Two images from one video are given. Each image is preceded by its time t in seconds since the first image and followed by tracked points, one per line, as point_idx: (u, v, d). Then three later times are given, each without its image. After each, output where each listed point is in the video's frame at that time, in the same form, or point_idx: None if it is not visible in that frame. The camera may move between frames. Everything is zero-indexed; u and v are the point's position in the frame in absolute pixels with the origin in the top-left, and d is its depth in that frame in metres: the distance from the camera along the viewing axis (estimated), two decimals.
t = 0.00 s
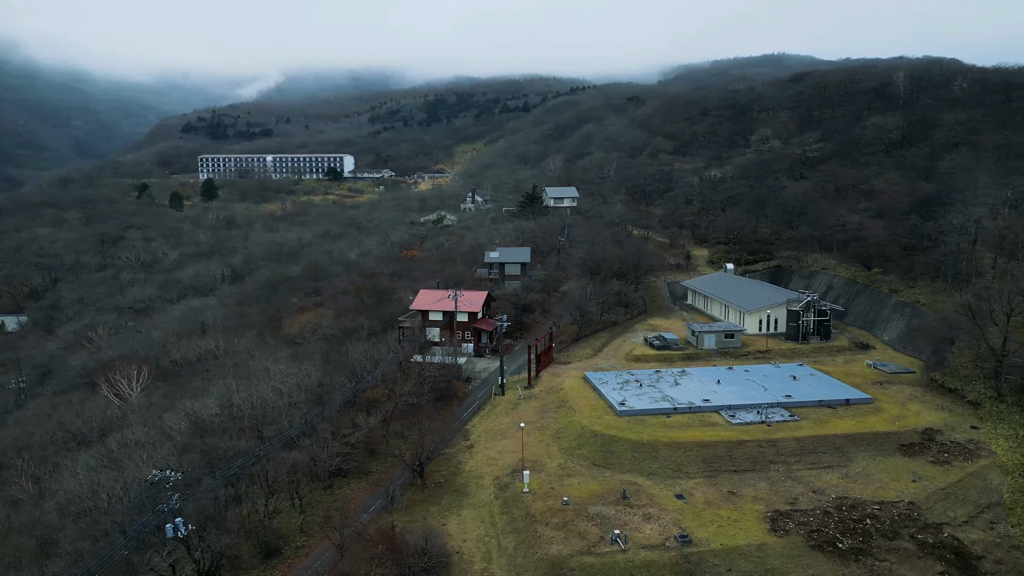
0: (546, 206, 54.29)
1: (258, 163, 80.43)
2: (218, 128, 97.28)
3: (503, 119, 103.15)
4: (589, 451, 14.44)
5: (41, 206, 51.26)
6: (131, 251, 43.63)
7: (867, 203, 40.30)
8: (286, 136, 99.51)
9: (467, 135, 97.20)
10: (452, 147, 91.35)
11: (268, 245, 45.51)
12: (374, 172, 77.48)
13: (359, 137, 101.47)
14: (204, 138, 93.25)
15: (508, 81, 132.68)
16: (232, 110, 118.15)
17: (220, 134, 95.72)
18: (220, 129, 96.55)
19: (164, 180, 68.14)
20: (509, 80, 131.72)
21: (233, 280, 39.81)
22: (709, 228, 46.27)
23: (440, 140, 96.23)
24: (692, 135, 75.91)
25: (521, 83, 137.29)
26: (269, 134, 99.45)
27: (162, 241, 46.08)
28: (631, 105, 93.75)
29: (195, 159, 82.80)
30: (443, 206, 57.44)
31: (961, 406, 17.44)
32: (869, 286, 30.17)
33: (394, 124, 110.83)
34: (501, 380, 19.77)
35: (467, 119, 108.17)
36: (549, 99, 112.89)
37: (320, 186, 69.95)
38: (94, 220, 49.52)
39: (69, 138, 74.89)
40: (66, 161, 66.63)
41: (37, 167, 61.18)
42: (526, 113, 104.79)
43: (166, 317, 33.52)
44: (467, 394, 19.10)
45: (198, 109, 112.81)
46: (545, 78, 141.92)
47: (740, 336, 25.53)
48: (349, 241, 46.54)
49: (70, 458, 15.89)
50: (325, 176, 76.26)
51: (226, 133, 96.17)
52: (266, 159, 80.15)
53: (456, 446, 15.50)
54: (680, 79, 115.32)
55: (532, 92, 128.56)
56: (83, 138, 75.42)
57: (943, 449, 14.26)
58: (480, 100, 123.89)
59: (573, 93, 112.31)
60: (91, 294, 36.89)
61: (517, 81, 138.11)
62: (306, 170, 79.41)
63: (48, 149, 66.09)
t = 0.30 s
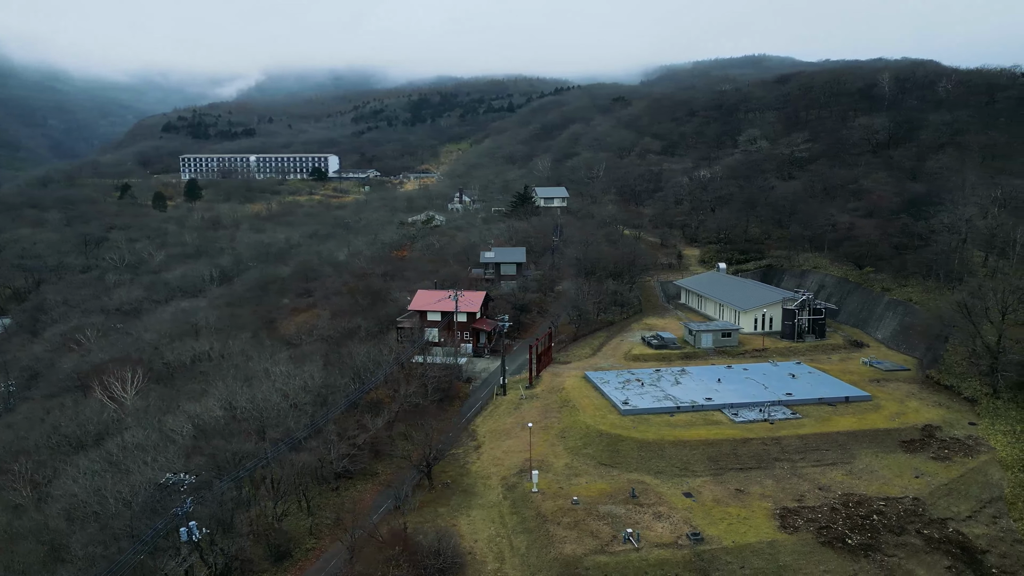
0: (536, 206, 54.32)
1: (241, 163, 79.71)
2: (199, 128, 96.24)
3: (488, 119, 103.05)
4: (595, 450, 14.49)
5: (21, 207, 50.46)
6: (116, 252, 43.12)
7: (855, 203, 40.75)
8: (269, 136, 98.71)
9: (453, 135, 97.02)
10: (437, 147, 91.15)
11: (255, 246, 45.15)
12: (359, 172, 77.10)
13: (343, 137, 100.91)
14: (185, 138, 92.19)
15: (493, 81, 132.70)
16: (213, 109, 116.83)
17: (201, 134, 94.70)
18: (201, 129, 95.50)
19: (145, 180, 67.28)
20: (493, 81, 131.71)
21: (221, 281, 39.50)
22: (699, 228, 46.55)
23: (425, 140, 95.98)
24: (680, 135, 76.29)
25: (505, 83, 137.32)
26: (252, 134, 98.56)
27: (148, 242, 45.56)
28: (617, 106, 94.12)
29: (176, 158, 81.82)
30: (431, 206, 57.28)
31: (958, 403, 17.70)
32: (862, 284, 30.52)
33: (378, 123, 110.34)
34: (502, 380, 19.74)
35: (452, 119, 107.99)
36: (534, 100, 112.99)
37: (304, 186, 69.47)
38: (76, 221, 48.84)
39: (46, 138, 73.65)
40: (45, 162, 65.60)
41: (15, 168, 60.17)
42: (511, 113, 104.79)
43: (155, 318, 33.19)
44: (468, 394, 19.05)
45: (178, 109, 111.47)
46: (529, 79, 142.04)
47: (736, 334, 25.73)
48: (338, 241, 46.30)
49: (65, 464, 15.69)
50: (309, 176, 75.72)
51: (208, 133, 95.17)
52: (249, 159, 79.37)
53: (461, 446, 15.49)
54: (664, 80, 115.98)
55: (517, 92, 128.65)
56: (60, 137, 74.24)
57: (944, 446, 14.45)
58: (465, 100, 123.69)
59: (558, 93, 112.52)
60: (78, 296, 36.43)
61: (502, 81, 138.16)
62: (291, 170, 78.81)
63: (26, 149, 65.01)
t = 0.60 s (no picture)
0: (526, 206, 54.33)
1: (224, 163, 79.01)
2: (180, 127, 95.20)
3: (474, 119, 102.93)
4: (601, 450, 14.53)
5: None
6: (100, 253, 42.60)
7: (844, 203, 41.19)
8: (252, 135, 97.85)
9: (438, 135, 96.77)
10: (422, 147, 90.87)
11: (243, 247, 44.78)
12: (344, 172, 76.71)
13: (327, 137, 100.29)
14: (165, 137, 91.11)
15: (477, 81, 132.68)
16: (194, 108, 115.53)
17: (182, 133, 93.68)
18: (182, 128, 94.45)
19: (127, 180, 66.45)
20: (477, 81, 131.67)
21: (210, 282, 39.15)
22: (690, 228, 46.83)
23: (410, 140, 95.69)
24: (667, 136, 76.63)
25: (489, 83, 137.24)
26: (234, 133, 97.64)
27: (133, 243, 45.04)
28: (602, 107, 94.42)
29: (157, 158, 80.84)
30: (420, 206, 57.12)
31: (955, 401, 17.96)
32: (854, 283, 30.89)
33: (362, 123, 109.83)
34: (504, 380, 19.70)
35: (437, 119, 107.74)
36: (519, 100, 113.04)
37: (288, 186, 68.92)
38: (57, 222, 48.15)
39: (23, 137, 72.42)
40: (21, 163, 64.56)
41: None
42: (496, 113, 104.78)
43: (143, 320, 32.85)
44: (470, 394, 19.01)
45: (158, 108, 110.21)
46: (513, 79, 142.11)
47: (733, 333, 25.91)
48: (327, 242, 46.06)
49: (62, 469, 15.50)
50: (293, 176, 75.16)
51: (189, 133, 94.16)
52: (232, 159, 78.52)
53: (468, 446, 15.48)
54: (648, 81, 116.63)
55: (501, 92, 128.62)
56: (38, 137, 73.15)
57: (944, 442, 14.66)
58: (449, 100, 123.45)
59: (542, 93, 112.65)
60: (63, 298, 35.97)
61: (486, 82, 138.12)
62: (274, 170, 78.26)
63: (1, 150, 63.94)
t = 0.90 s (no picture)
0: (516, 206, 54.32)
1: (207, 163, 78.23)
2: (160, 126, 94.06)
3: (459, 119, 102.76)
4: (608, 449, 14.58)
5: None
6: (84, 254, 42.02)
7: (833, 203, 41.63)
8: (234, 135, 97.00)
9: (424, 135, 96.55)
10: (407, 147, 90.61)
11: (231, 248, 44.36)
12: (330, 172, 76.28)
13: (310, 136, 99.64)
14: (145, 137, 89.95)
15: (461, 82, 132.58)
16: (173, 108, 114.14)
17: (162, 133, 92.60)
18: (162, 128, 93.30)
19: (108, 181, 65.56)
20: (461, 82, 131.55)
21: (199, 283, 38.79)
22: (680, 228, 47.09)
23: (395, 140, 95.36)
24: (654, 136, 77.00)
25: (473, 83, 137.12)
26: (216, 133, 96.68)
27: (118, 244, 44.49)
28: (588, 107, 94.67)
29: (137, 158, 79.81)
30: (408, 206, 56.94)
31: (951, 398, 18.24)
32: (846, 282, 31.26)
33: (346, 122, 109.22)
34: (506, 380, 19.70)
35: (422, 119, 107.44)
36: (504, 100, 113.06)
37: (272, 187, 68.33)
38: (38, 223, 47.42)
39: None
40: None
41: None
42: (482, 113, 104.74)
43: (131, 323, 32.47)
44: (473, 395, 18.99)
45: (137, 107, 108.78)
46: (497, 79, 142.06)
47: (730, 332, 26.10)
48: (316, 242, 45.79)
49: (60, 474, 15.31)
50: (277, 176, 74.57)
51: (169, 132, 93.08)
52: (214, 159, 77.72)
53: (474, 446, 15.48)
54: (633, 82, 117.20)
55: (486, 92, 128.56)
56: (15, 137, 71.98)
57: (944, 438, 14.89)
58: (433, 100, 123.15)
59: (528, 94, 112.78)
60: (49, 300, 35.46)
61: (470, 82, 137.97)
62: (258, 170, 77.60)
63: None
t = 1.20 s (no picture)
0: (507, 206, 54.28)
1: (189, 163, 77.40)
2: (140, 126, 92.87)
3: (445, 119, 102.47)
4: (615, 448, 14.64)
5: None
6: (68, 255, 41.44)
7: (823, 203, 42.02)
8: (217, 135, 96.02)
9: (409, 135, 96.22)
10: (392, 147, 90.23)
11: (218, 249, 43.92)
12: (314, 172, 75.79)
13: (294, 136, 98.87)
14: (125, 137, 88.71)
15: (445, 82, 132.26)
16: (153, 107, 112.62)
17: (142, 132, 91.47)
18: (142, 127, 92.02)
19: (88, 181, 64.65)
20: (445, 82, 131.20)
21: (187, 284, 38.42)
22: (671, 228, 47.30)
23: (380, 140, 94.91)
24: (642, 137, 77.27)
25: (458, 83, 136.85)
26: (198, 132, 95.64)
27: (102, 245, 43.92)
28: (575, 108, 94.80)
29: (118, 158, 78.74)
30: (397, 207, 56.70)
31: (948, 395, 18.50)
32: (839, 281, 31.61)
33: (330, 122, 108.49)
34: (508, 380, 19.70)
35: (407, 119, 107.03)
36: (490, 100, 112.95)
37: (254, 186, 67.75)
38: (18, 224, 46.64)
39: None
40: None
41: None
42: (467, 113, 104.54)
43: (120, 325, 32.11)
44: (475, 395, 19.00)
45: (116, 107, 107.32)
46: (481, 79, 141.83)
47: (727, 331, 26.27)
48: (306, 243, 45.50)
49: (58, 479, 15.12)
50: (262, 176, 73.91)
51: (149, 132, 91.92)
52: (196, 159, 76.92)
53: (480, 446, 15.49)
54: (618, 82, 117.56)
55: (471, 92, 128.20)
56: None
57: (944, 435, 15.11)
58: (417, 100, 122.67)
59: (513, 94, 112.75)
60: (34, 302, 34.96)
61: (455, 82, 137.68)
62: (241, 170, 76.86)
63: None
